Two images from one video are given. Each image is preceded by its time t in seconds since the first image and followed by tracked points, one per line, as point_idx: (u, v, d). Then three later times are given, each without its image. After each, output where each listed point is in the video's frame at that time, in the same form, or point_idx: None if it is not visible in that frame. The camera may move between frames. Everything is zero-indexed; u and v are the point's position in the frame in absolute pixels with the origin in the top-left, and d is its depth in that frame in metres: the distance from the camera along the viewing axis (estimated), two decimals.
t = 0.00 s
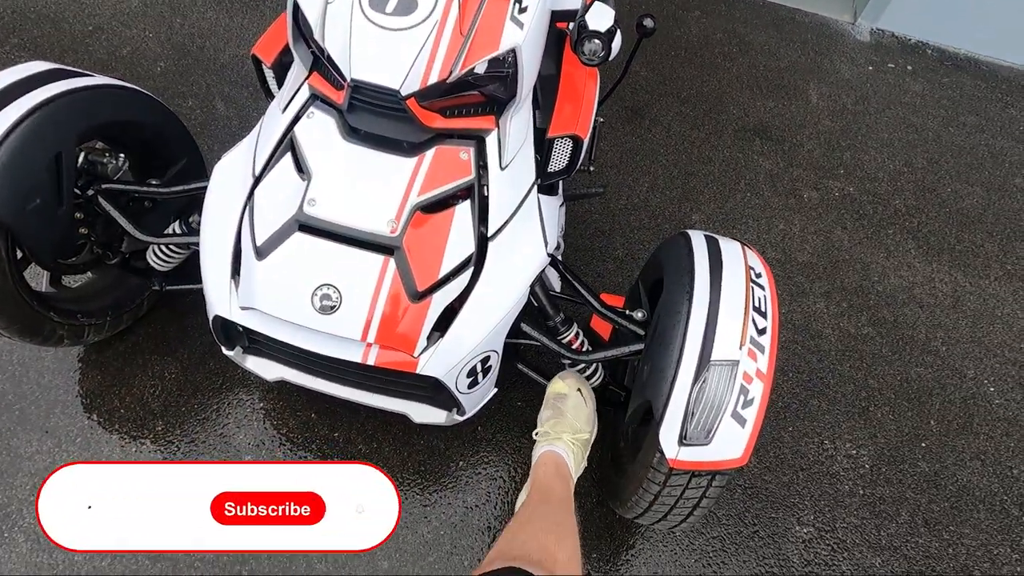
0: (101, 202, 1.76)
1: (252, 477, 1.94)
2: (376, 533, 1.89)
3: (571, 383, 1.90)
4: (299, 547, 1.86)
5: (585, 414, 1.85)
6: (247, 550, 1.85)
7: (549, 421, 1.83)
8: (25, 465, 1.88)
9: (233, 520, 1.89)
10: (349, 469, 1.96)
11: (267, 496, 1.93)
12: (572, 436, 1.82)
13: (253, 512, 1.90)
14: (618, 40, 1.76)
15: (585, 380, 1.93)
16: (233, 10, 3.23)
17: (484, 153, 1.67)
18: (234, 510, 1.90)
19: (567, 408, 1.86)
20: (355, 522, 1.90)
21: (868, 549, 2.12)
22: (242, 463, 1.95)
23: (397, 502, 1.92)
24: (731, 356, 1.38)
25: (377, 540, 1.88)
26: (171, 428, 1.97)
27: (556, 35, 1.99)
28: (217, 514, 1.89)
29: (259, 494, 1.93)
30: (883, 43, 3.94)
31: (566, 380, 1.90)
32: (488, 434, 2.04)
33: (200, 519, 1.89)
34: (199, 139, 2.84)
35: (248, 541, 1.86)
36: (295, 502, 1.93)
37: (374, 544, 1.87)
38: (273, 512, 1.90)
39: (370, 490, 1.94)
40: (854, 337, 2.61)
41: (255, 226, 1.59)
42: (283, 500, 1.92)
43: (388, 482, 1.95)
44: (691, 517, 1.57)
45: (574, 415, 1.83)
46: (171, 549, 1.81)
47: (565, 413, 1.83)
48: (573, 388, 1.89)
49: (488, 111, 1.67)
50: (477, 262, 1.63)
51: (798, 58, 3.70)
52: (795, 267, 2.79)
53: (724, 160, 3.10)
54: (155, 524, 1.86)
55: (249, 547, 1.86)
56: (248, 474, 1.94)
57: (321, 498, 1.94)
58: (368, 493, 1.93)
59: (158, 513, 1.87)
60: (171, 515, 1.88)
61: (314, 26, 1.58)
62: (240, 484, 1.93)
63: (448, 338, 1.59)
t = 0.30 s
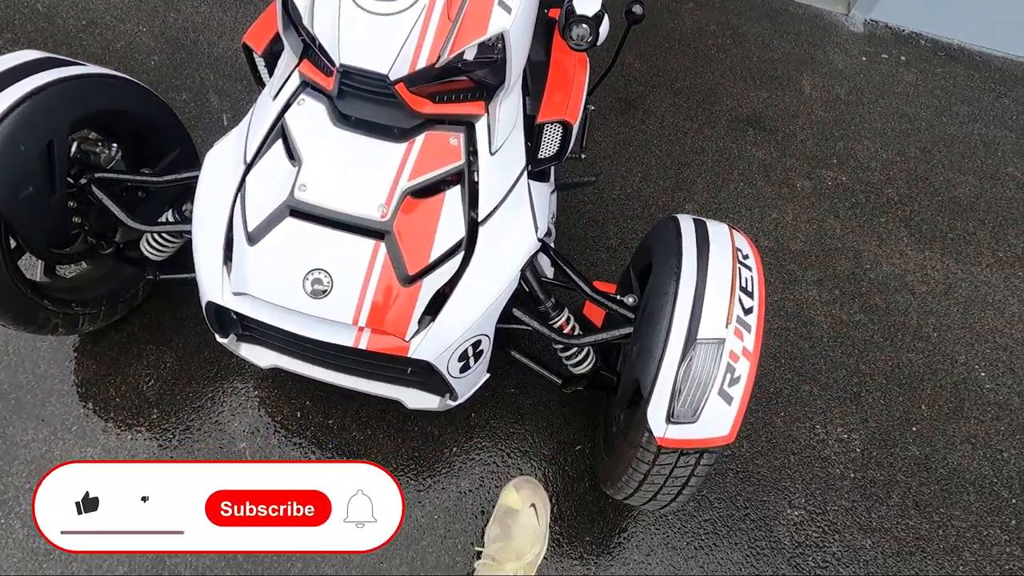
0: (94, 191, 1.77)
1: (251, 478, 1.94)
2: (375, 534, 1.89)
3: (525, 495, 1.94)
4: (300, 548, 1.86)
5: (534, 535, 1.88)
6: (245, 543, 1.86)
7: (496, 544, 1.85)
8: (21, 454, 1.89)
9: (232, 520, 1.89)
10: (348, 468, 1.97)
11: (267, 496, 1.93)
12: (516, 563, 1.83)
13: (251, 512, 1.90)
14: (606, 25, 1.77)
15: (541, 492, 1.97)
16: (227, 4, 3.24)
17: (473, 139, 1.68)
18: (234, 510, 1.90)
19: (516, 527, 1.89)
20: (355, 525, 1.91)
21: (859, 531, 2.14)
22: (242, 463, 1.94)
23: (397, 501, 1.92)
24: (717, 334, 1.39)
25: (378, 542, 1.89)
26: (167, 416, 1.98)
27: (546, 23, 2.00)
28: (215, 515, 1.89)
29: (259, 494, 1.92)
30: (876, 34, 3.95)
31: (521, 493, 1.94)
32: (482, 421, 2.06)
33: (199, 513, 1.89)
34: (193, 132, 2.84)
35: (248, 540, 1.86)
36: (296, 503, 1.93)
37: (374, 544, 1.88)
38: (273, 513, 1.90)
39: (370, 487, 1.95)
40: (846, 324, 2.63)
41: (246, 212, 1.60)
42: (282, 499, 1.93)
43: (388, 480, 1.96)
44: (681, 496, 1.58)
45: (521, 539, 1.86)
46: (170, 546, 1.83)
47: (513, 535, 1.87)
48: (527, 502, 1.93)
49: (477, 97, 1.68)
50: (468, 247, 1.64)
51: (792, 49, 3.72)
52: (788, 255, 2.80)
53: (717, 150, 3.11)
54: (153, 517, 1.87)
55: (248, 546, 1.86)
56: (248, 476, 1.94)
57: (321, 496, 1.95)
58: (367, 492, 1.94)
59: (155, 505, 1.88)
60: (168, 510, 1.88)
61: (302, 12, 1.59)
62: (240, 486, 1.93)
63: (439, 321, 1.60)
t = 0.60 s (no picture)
0: (113, 188, 1.85)
1: (253, 480, 1.99)
2: (375, 534, 1.93)
3: None
4: (299, 548, 1.89)
5: None
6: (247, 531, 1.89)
7: None
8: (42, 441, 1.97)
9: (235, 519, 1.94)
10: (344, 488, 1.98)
11: (268, 497, 1.95)
12: None
13: (251, 512, 1.93)
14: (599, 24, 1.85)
15: None
16: (237, 13, 3.35)
17: (473, 133, 1.75)
18: (240, 503, 1.94)
19: None
20: (351, 528, 1.93)
21: (855, 516, 2.19)
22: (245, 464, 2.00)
23: (392, 507, 1.97)
24: (707, 315, 1.45)
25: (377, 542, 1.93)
26: (180, 405, 2.05)
27: (542, 24, 2.08)
28: (223, 507, 1.94)
29: (259, 494, 1.96)
30: (874, 33, 4.01)
31: None
32: (484, 409, 2.12)
33: (203, 510, 1.94)
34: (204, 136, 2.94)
35: (248, 537, 1.90)
36: (295, 501, 1.96)
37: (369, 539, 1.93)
38: (273, 513, 1.94)
39: (373, 481, 2.00)
40: (843, 316, 2.67)
41: (256, 204, 1.67)
42: (282, 499, 1.96)
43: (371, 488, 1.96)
44: (676, 476, 1.64)
45: None
46: (181, 531, 1.89)
47: None
48: None
49: (476, 94, 1.76)
50: (468, 237, 1.71)
51: (790, 50, 3.78)
52: (786, 250, 2.85)
53: (716, 149, 3.17)
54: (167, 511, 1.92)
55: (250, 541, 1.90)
56: (249, 475, 1.98)
57: (323, 503, 1.97)
58: (365, 495, 1.97)
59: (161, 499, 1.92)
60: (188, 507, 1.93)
61: (309, 13, 1.67)
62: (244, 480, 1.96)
63: (441, 308, 1.67)
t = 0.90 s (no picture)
0: (175, 211, 2.05)
1: (252, 480, 0.92)
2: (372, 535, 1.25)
3: None
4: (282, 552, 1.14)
5: None
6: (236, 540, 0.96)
7: None
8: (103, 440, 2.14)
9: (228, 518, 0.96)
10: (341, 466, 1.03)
11: (268, 495, 0.99)
12: None
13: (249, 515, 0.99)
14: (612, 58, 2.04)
15: None
16: (280, 58, 3.65)
17: (497, 157, 1.93)
18: (230, 511, 0.96)
19: None
20: (354, 521, 1.20)
21: (870, 525, 2.23)
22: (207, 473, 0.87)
23: (398, 499, 1.21)
24: (712, 315, 1.57)
25: (391, 522, 1.24)
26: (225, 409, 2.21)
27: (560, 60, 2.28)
28: (209, 513, 0.95)
29: (259, 495, 0.97)
30: (883, 67, 4.17)
31: None
32: (507, 417, 2.24)
33: (179, 510, 0.93)
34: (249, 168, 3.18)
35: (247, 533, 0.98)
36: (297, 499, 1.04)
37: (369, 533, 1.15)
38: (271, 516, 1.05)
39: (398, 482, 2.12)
40: (856, 333, 2.75)
41: (302, 221, 1.86)
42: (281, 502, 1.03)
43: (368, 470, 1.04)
44: (688, 471, 1.73)
45: None
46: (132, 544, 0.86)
47: None
48: None
49: (500, 121, 1.94)
50: (492, 250, 1.87)
51: (801, 83, 3.95)
52: (799, 270, 2.95)
53: (729, 176, 3.31)
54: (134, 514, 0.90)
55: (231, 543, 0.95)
56: (256, 476, 0.92)
57: (321, 491, 1.06)
58: (370, 487, 1.11)
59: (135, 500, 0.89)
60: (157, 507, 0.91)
61: (354, 52, 1.88)
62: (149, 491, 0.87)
63: (468, 314, 1.82)
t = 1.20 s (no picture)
0: (219, 231, 2.29)
1: (257, 479, 0.75)
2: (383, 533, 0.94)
3: None
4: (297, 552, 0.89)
5: None
6: (238, 552, 0.77)
7: None
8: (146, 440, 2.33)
9: (231, 520, 0.77)
10: (340, 464, 0.81)
11: (267, 492, 0.78)
12: None
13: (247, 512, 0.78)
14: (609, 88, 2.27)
15: None
16: (311, 101, 3.98)
17: (507, 177, 2.14)
18: (230, 512, 0.76)
19: None
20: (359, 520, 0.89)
21: (870, 522, 2.31)
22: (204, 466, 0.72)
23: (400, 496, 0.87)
24: (701, 310, 1.74)
25: (395, 521, 0.90)
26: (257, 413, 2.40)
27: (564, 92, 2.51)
28: (210, 512, 0.76)
29: (260, 491, 0.77)
30: (879, 96, 4.38)
31: None
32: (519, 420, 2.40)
33: (183, 516, 0.75)
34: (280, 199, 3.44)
35: (260, 539, 0.79)
36: (293, 501, 0.80)
37: (390, 537, 0.89)
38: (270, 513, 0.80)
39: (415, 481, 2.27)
40: (855, 343, 2.86)
41: (332, 236, 2.07)
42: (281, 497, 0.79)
43: (380, 467, 0.85)
44: (686, 458, 1.87)
45: None
46: (134, 546, 0.72)
47: None
48: None
49: (510, 146, 2.16)
50: (503, 259, 2.06)
51: (798, 113, 4.16)
52: (798, 285, 3.09)
53: (730, 200, 3.49)
54: (133, 521, 0.73)
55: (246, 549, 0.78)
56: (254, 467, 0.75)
57: (322, 493, 0.81)
58: (373, 479, 0.84)
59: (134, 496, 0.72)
60: (154, 510, 0.73)
61: (380, 88, 2.11)
62: (143, 488, 0.72)
63: (480, 317, 2.00)
